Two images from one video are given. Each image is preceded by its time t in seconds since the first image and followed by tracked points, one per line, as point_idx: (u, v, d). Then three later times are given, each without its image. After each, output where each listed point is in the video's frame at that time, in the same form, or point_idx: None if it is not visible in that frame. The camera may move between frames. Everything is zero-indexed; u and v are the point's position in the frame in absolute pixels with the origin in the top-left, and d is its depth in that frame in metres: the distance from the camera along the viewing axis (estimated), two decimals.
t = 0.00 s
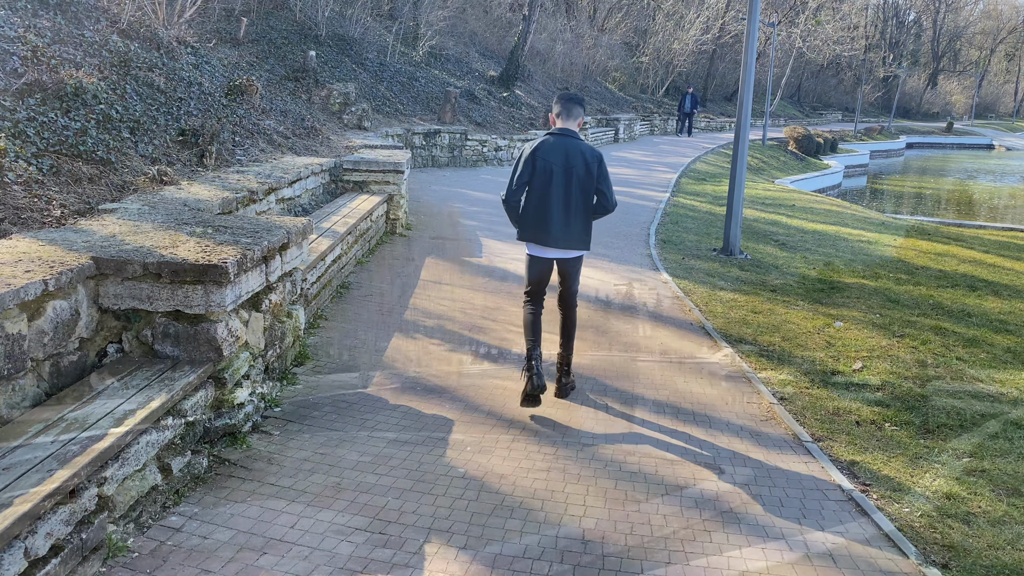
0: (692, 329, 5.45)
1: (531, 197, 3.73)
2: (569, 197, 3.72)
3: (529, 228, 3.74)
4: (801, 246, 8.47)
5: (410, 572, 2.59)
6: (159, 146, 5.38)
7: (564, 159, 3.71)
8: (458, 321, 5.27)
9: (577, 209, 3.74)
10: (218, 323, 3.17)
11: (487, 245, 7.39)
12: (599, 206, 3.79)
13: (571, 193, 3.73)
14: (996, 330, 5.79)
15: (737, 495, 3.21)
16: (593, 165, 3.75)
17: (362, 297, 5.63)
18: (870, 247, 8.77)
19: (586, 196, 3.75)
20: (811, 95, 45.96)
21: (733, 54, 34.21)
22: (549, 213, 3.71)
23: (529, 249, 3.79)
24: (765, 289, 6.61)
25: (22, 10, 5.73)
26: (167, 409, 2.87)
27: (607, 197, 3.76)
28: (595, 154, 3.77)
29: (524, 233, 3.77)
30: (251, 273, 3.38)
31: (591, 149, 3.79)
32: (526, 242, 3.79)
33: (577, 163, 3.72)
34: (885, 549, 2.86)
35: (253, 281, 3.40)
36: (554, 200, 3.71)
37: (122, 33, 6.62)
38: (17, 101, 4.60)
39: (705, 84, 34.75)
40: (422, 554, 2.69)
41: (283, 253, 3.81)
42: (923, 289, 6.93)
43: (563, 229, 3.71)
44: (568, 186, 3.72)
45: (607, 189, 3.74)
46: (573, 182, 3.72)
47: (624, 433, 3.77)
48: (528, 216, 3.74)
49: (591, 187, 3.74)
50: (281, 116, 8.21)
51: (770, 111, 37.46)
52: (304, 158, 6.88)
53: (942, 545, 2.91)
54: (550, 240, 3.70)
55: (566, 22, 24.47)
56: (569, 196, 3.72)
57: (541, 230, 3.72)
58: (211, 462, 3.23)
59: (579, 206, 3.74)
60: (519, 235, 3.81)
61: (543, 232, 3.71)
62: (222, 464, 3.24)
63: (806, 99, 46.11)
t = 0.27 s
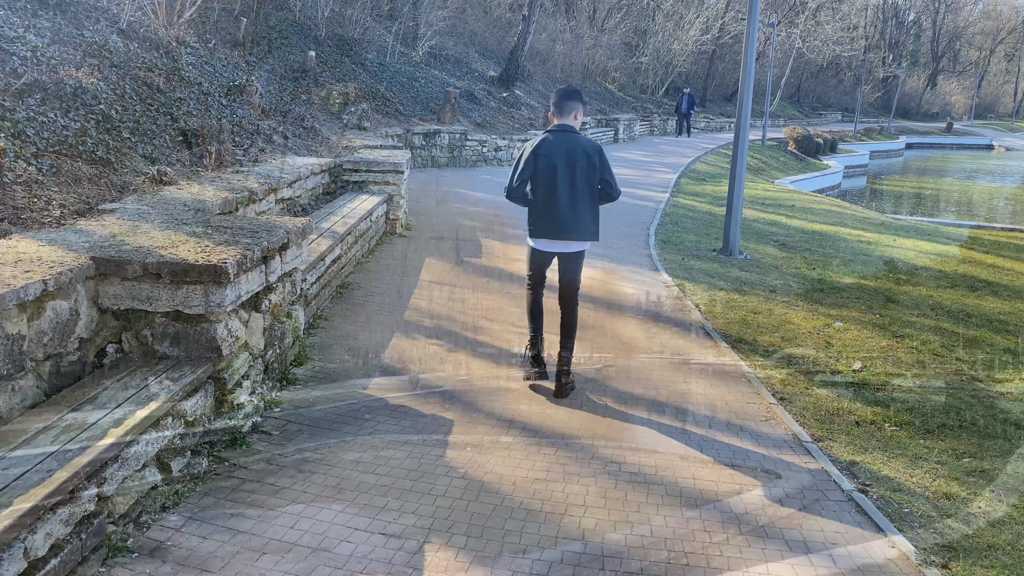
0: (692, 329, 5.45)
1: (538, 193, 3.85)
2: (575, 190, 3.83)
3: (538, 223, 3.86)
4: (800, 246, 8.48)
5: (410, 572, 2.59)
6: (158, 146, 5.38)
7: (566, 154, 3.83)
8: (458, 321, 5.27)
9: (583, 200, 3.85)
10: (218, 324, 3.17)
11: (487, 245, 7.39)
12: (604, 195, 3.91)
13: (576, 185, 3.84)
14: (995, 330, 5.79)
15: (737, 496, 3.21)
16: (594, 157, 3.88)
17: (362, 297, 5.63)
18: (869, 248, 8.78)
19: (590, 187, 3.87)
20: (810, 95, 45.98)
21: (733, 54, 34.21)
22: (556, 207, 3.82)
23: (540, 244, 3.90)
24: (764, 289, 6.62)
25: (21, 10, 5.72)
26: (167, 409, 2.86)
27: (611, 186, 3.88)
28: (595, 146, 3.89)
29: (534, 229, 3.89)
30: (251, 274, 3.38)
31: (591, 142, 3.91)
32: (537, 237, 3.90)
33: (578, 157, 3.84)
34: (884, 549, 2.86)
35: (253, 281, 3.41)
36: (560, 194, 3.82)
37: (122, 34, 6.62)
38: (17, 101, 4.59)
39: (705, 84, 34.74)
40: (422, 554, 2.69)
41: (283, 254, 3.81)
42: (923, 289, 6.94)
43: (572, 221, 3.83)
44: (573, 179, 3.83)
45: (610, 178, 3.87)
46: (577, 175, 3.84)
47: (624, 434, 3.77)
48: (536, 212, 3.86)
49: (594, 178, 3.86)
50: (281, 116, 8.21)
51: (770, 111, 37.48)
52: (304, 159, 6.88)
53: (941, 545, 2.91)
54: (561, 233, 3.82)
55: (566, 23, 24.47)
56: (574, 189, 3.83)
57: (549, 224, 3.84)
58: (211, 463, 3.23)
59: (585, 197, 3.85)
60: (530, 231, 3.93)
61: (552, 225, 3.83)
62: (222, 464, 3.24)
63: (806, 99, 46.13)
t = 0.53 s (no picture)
0: (691, 329, 5.45)
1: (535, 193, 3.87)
2: (572, 186, 3.86)
3: (538, 222, 3.88)
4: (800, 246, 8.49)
5: (410, 572, 2.59)
6: (158, 146, 5.38)
7: (562, 153, 3.86)
8: (458, 322, 5.27)
9: (581, 199, 3.88)
10: (217, 324, 3.18)
11: (486, 245, 7.39)
12: (599, 190, 3.94)
13: (574, 182, 3.87)
14: (995, 331, 5.79)
15: (738, 496, 3.21)
16: (588, 155, 3.91)
17: (362, 297, 5.63)
18: (869, 248, 8.79)
19: (587, 185, 3.89)
20: (810, 95, 46.01)
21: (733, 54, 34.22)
22: (554, 206, 3.84)
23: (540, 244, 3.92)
24: (764, 290, 6.62)
25: (21, 10, 5.73)
26: (167, 409, 2.86)
27: (606, 181, 3.92)
28: (588, 145, 3.92)
29: (534, 230, 3.91)
30: (251, 274, 3.38)
31: (584, 140, 3.94)
32: (537, 237, 3.92)
33: (574, 154, 3.87)
34: (882, 548, 2.86)
35: (252, 281, 3.41)
36: (558, 194, 3.85)
37: (122, 34, 6.62)
38: (17, 101, 4.60)
39: (704, 85, 34.75)
40: (421, 554, 2.69)
41: (283, 254, 3.82)
42: (922, 289, 6.95)
43: (571, 219, 3.85)
44: (569, 177, 3.86)
45: (605, 174, 3.90)
46: (573, 173, 3.87)
47: (624, 435, 3.76)
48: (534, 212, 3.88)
49: (590, 174, 3.89)
50: (281, 116, 8.21)
51: (770, 111, 37.49)
52: (303, 159, 6.88)
53: (941, 545, 2.92)
54: (560, 232, 3.84)
55: (566, 23, 24.48)
56: (571, 188, 3.85)
57: (548, 224, 3.85)
58: (211, 463, 3.22)
59: (582, 194, 3.87)
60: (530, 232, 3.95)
61: (551, 225, 3.85)
62: (222, 464, 3.23)
63: (806, 99, 46.15)
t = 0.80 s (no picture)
0: (691, 330, 5.45)
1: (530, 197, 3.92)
2: (563, 188, 3.93)
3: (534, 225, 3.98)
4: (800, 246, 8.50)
5: (410, 572, 2.57)
6: (158, 147, 5.39)
7: (553, 155, 3.89)
8: (458, 322, 5.27)
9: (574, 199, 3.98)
10: (218, 324, 3.21)
11: (486, 246, 7.40)
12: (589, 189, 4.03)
13: (566, 185, 3.93)
14: (995, 331, 5.79)
15: (738, 496, 3.20)
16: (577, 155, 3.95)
17: (361, 298, 5.63)
18: (869, 248, 8.78)
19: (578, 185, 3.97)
20: (810, 96, 46.03)
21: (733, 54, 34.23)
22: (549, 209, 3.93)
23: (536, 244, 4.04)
24: (765, 290, 6.63)
25: (22, 9, 5.73)
26: (168, 408, 2.96)
27: (595, 180, 4.00)
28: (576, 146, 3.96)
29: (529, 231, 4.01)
30: (252, 274, 3.42)
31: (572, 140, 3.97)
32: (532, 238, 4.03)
33: (564, 157, 3.91)
34: (883, 548, 2.87)
35: (253, 281, 3.44)
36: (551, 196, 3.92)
37: (122, 33, 6.62)
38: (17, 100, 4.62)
39: (705, 85, 34.77)
40: (421, 554, 2.67)
41: (283, 254, 3.86)
42: (923, 290, 6.94)
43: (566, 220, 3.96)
44: (561, 179, 3.92)
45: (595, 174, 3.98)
46: (564, 175, 3.92)
47: (625, 435, 3.77)
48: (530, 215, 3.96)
49: (580, 175, 3.95)
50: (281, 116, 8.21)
51: (770, 111, 37.49)
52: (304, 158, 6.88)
53: (941, 546, 2.91)
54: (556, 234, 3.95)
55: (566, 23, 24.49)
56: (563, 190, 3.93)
57: (544, 226, 3.96)
58: (211, 464, 3.13)
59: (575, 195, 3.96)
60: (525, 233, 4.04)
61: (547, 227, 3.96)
62: (223, 465, 3.15)
63: (806, 100, 46.16)
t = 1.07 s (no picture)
0: (691, 329, 5.47)
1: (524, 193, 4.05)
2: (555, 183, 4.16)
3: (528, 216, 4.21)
4: (800, 246, 8.54)
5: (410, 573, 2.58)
6: (158, 148, 5.38)
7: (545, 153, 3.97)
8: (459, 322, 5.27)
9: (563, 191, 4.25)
10: (219, 323, 3.38)
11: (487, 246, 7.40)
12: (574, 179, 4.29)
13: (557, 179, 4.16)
14: (996, 331, 5.79)
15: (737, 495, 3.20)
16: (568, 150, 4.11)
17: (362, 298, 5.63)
18: (869, 248, 8.77)
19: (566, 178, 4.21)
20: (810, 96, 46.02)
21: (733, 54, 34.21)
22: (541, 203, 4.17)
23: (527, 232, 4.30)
24: (766, 291, 6.71)
25: (23, 9, 5.72)
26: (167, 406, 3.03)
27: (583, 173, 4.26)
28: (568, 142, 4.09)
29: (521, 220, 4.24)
30: (252, 274, 3.60)
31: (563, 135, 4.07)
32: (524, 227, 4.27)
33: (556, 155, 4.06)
34: (885, 548, 2.88)
35: (253, 281, 3.62)
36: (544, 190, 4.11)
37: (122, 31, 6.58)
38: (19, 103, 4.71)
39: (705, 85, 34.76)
40: (421, 555, 2.66)
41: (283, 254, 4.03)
42: (923, 290, 6.94)
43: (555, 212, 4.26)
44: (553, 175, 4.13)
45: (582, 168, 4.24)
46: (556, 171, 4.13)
47: (624, 436, 3.79)
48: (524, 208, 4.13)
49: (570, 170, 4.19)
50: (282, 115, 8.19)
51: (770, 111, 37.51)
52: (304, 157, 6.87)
53: (942, 546, 2.94)
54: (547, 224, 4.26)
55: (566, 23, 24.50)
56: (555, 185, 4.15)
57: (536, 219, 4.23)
58: (212, 463, 3.20)
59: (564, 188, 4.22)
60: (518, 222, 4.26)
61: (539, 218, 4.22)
62: (224, 464, 3.21)
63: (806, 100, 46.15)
